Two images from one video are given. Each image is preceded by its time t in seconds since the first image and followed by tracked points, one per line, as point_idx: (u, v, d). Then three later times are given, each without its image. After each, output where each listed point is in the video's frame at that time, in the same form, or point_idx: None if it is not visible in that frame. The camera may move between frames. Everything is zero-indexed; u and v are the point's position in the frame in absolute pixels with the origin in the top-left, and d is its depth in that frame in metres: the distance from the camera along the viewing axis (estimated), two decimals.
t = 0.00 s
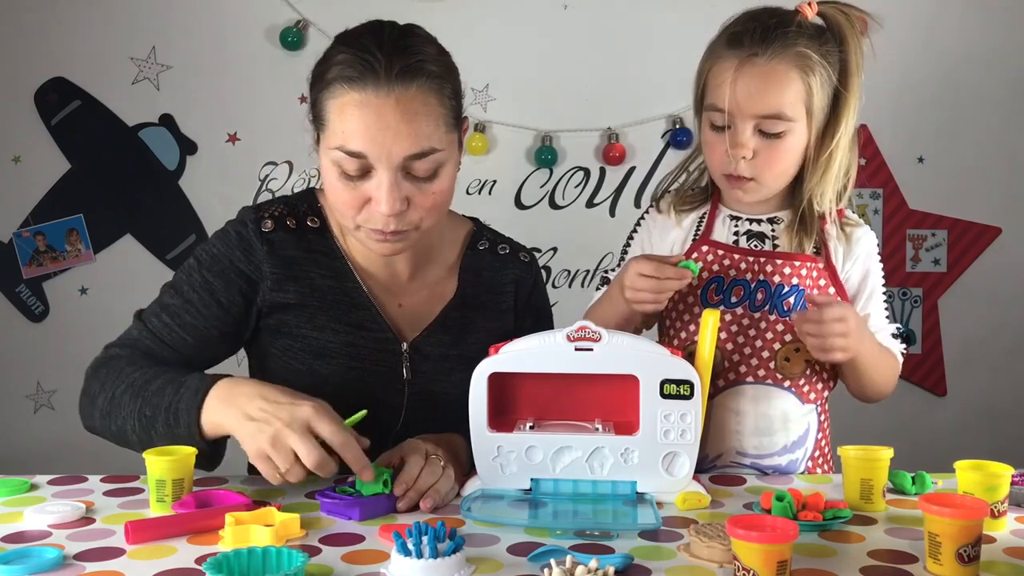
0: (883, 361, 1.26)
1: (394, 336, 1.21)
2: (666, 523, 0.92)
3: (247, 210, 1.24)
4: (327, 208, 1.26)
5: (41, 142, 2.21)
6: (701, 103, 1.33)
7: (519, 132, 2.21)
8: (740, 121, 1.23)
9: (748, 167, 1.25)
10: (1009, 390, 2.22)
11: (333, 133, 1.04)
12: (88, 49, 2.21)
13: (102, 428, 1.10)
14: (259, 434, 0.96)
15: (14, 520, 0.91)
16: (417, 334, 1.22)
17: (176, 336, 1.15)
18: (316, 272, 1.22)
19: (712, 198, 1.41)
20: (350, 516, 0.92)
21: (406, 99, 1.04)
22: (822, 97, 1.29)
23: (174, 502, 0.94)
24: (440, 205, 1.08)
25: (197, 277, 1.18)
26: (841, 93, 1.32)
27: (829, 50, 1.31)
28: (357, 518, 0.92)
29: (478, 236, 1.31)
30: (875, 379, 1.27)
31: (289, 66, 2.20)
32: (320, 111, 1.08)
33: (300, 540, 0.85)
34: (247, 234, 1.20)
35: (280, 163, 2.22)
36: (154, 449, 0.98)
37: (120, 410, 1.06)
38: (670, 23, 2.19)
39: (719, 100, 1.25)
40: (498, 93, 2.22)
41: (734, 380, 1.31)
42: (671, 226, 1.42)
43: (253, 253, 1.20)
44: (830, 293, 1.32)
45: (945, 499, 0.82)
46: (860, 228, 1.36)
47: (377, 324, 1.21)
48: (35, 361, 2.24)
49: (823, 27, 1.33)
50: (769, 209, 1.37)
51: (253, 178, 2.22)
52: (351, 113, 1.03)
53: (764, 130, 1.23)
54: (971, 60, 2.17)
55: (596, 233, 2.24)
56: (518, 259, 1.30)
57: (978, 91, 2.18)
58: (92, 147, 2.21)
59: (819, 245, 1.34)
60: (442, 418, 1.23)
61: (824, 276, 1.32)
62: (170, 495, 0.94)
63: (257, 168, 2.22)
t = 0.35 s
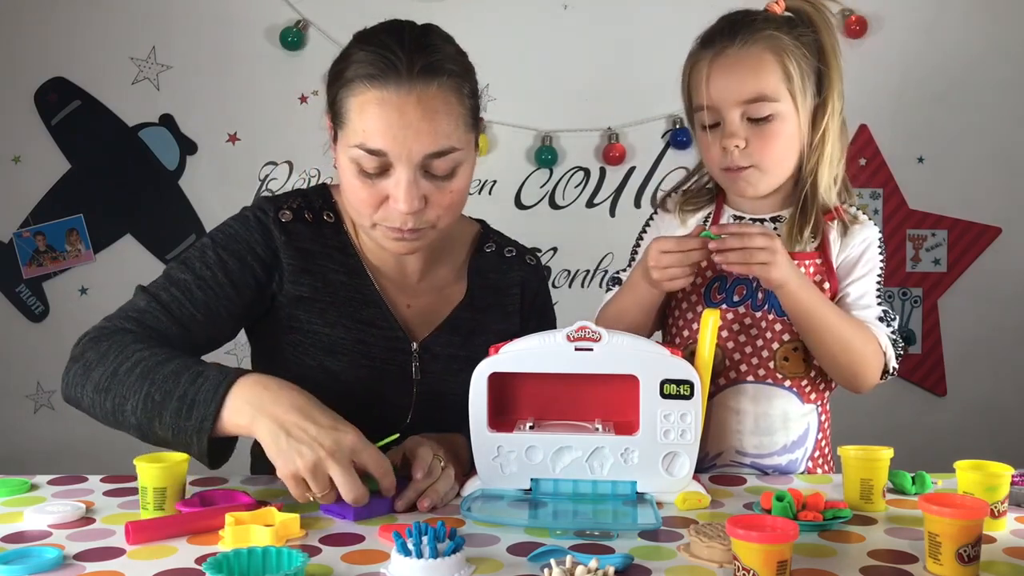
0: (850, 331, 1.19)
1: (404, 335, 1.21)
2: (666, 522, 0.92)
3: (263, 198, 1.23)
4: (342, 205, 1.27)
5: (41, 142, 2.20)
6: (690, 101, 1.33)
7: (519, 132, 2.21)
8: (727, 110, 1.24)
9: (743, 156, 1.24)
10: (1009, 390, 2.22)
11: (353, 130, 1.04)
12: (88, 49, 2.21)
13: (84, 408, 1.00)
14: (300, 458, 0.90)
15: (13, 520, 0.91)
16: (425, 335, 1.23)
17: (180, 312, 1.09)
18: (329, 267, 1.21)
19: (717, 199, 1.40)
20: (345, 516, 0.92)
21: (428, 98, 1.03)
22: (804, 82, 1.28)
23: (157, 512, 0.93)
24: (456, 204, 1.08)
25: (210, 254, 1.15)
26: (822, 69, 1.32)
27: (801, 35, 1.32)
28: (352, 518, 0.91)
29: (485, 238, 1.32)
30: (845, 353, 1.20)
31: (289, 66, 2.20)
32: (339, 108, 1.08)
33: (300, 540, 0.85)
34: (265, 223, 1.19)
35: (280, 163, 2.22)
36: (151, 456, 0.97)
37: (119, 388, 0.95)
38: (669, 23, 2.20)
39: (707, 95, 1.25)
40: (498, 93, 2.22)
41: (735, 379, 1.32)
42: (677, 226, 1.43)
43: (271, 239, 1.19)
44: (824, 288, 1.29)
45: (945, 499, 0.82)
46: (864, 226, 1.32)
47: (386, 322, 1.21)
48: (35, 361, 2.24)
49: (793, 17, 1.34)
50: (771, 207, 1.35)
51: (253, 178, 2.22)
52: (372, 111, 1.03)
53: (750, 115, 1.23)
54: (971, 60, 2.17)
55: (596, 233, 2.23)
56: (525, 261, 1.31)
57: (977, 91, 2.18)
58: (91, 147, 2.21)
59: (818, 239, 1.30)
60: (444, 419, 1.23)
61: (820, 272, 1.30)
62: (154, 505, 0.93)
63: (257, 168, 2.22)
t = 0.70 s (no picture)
0: (851, 330, 1.19)
1: (409, 334, 1.21)
2: (666, 523, 0.92)
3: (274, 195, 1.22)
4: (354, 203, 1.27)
5: (41, 142, 2.20)
6: (691, 102, 1.32)
7: (519, 132, 2.21)
8: (729, 107, 1.24)
9: (747, 152, 1.23)
10: (1009, 390, 2.22)
11: (381, 125, 1.04)
12: (88, 49, 2.21)
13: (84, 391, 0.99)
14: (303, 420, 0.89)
15: (14, 520, 0.91)
16: (430, 335, 1.23)
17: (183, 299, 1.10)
18: (339, 265, 1.21)
19: (724, 200, 1.40)
20: (344, 516, 0.92)
21: (455, 96, 1.04)
22: (805, 79, 1.28)
23: (156, 511, 0.93)
24: (476, 201, 1.08)
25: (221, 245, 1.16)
26: (822, 65, 1.32)
27: (799, 31, 1.32)
28: (351, 518, 0.92)
29: (492, 240, 1.31)
30: (845, 352, 1.20)
31: (288, 67, 2.20)
32: (364, 104, 1.07)
33: (300, 540, 0.85)
34: (274, 216, 1.20)
35: (280, 163, 2.22)
36: (152, 456, 0.97)
37: (121, 364, 0.95)
38: (670, 23, 2.20)
39: (712, 94, 1.25)
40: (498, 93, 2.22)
41: (738, 376, 1.32)
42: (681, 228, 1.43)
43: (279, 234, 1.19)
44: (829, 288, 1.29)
45: (945, 498, 0.82)
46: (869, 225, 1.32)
47: (394, 322, 1.21)
48: (35, 361, 2.24)
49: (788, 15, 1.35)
50: (777, 207, 1.35)
51: (253, 178, 2.22)
52: (401, 106, 1.03)
53: (754, 111, 1.23)
54: (970, 60, 2.17)
55: (596, 233, 2.23)
56: (531, 265, 1.31)
57: (977, 91, 2.18)
58: (91, 147, 2.21)
59: (823, 238, 1.30)
60: (447, 418, 1.23)
61: (825, 271, 1.29)
62: (153, 503, 0.93)
63: (257, 168, 2.22)
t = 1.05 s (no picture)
0: (852, 330, 1.19)
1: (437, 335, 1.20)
2: (666, 522, 0.92)
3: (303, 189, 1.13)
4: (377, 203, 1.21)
5: (41, 142, 2.20)
6: (693, 104, 1.33)
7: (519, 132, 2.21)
8: (729, 109, 1.24)
9: (747, 152, 1.24)
10: (1009, 390, 2.22)
11: (440, 123, 1.07)
12: (88, 49, 2.21)
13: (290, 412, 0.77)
14: (594, 387, 0.71)
15: (14, 520, 0.91)
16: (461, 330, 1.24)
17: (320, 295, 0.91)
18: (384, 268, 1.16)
19: (728, 201, 1.41)
20: (344, 516, 0.92)
21: (501, 86, 1.08)
22: (803, 77, 1.28)
23: (156, 511, 0.93)
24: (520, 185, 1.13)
25: (306, 244, 1.00)
26: (822, 65, 1.32)
27: (799, 32, 1.32)
28: (351, 518, 0.92)
29: (500, 240, 1.33)
30: (845, 351, 1.20)
31: (288, 67, 2.20)
32: (412, 107, 1.09)
33: (300, 540, 0.85)
34: (323, 209, 1.08)
35: (279, 163, 2.22)
36: (150, 457, 0.97)
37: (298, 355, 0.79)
38: (670, 24, 2.20)
39: (714, 95, 1.26)
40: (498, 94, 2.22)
41: (737, 374, 1.32)
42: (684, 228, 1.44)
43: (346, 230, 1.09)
44: (830, 288, 1.29)
45: (945, 499, 0.82)
46: (872, 225, 1.31)
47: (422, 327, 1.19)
48: (35, 361, 2.24)
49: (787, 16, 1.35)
50: (780, 208, 1.35)
51: (253, 178, 2.22)
52: (453, 99, 1.06)
53: (753, 112, 1.23)
54: (970, 59, 2.17)
55: (596, 233, 2.23)
56: (538, 264, 1.33)
57: (977, 91, 2.18)
58: (91, 147, 2.21)
59: (825, 240, 1.31)
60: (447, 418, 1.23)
61: (826, 272, 1.29)
62: (153, 503, 0.93)
63: (257, 168, 2.22)
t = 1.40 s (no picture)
0: (854, 332, 1.19)
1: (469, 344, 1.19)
2: (667, 522, 0.92)
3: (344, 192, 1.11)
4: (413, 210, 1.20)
5: (41, 142, 2.20)
6: (692, 112, 1.33)
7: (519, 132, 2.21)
8: (724, 118, 1.24)
9: (746, 160, 1.24)
10: (1008, 390, 2.22)
11: (481, 120, 1.07)
12: (87, 49, 2.21)
13: (400, 444, 0.82)
14: (712, 452, 0.82)
15: (14, 520, 0.91)
16: (490, 338, 1.24)
17: (404, 311, 0.93)
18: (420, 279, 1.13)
19: (732, 203, 1.41)
20: (344, 516, 0.92)
21: (540, 82, 1.09)
22: (799, 80, 1.28)
23: (157, 511, 0.93)
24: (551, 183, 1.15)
25: (371, 257, 0.99)
26: (818, 66, 1.32)
27: (792, 34, 1.32)
28: (351, 518, 0.92)
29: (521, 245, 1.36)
30: (849, 352, 1.20)
31: (288, 67, 2.20)
32: (451, 107, 1.08)
33: (300, 540, 0.85)
34: (374, 217, 1.07)
35: (280, 163, 2.22)
36: (150, 457, 0.97)
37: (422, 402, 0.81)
38: (670, 24, 2.20)
39: (711, 102, 1.26)
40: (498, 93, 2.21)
41: (742, 374, 1.32)
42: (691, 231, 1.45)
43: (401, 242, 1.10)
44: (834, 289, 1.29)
45: (945, 499, 0.82)
46: (875, 223, 1.30)
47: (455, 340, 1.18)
48: (35, 362, 2.24)
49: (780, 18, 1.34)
50: (784, 209, 1.36)
51: (253, 178, 2.22)
52: (491, 96, 1.07)
53: (749, 118, 1.23)
54: (970, 59, 2.17)
55: (596, 233, 2.23)
56: (558, 268, 1.35)
57: (977, 90, 2.18)
58: (91, 147, 2.21)
59: (828, 241, 1.31)
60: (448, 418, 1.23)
61: (830, 272, 1.30)
62: (153, 504, 0.93)
63: (257, 168, 2.22)
